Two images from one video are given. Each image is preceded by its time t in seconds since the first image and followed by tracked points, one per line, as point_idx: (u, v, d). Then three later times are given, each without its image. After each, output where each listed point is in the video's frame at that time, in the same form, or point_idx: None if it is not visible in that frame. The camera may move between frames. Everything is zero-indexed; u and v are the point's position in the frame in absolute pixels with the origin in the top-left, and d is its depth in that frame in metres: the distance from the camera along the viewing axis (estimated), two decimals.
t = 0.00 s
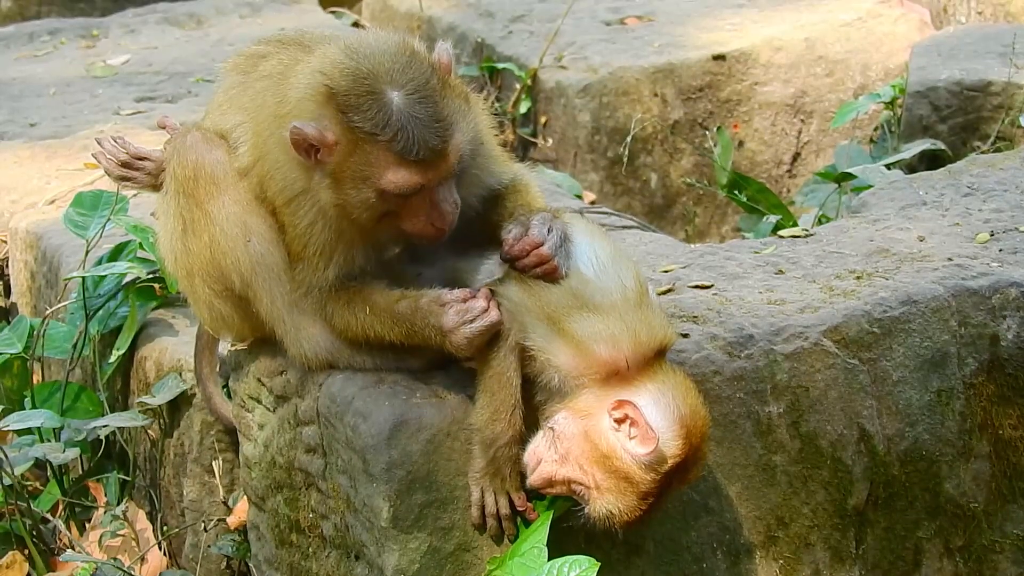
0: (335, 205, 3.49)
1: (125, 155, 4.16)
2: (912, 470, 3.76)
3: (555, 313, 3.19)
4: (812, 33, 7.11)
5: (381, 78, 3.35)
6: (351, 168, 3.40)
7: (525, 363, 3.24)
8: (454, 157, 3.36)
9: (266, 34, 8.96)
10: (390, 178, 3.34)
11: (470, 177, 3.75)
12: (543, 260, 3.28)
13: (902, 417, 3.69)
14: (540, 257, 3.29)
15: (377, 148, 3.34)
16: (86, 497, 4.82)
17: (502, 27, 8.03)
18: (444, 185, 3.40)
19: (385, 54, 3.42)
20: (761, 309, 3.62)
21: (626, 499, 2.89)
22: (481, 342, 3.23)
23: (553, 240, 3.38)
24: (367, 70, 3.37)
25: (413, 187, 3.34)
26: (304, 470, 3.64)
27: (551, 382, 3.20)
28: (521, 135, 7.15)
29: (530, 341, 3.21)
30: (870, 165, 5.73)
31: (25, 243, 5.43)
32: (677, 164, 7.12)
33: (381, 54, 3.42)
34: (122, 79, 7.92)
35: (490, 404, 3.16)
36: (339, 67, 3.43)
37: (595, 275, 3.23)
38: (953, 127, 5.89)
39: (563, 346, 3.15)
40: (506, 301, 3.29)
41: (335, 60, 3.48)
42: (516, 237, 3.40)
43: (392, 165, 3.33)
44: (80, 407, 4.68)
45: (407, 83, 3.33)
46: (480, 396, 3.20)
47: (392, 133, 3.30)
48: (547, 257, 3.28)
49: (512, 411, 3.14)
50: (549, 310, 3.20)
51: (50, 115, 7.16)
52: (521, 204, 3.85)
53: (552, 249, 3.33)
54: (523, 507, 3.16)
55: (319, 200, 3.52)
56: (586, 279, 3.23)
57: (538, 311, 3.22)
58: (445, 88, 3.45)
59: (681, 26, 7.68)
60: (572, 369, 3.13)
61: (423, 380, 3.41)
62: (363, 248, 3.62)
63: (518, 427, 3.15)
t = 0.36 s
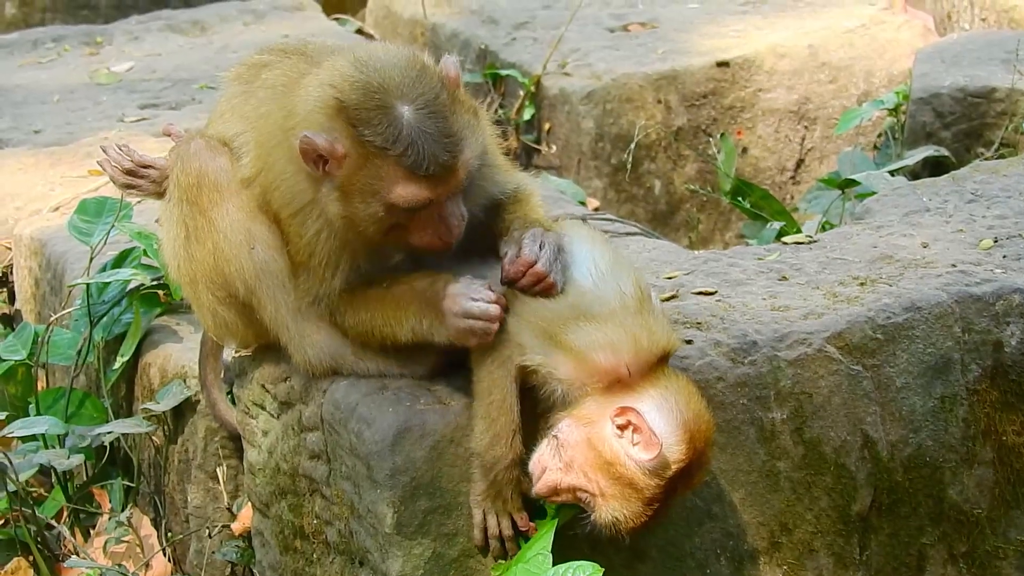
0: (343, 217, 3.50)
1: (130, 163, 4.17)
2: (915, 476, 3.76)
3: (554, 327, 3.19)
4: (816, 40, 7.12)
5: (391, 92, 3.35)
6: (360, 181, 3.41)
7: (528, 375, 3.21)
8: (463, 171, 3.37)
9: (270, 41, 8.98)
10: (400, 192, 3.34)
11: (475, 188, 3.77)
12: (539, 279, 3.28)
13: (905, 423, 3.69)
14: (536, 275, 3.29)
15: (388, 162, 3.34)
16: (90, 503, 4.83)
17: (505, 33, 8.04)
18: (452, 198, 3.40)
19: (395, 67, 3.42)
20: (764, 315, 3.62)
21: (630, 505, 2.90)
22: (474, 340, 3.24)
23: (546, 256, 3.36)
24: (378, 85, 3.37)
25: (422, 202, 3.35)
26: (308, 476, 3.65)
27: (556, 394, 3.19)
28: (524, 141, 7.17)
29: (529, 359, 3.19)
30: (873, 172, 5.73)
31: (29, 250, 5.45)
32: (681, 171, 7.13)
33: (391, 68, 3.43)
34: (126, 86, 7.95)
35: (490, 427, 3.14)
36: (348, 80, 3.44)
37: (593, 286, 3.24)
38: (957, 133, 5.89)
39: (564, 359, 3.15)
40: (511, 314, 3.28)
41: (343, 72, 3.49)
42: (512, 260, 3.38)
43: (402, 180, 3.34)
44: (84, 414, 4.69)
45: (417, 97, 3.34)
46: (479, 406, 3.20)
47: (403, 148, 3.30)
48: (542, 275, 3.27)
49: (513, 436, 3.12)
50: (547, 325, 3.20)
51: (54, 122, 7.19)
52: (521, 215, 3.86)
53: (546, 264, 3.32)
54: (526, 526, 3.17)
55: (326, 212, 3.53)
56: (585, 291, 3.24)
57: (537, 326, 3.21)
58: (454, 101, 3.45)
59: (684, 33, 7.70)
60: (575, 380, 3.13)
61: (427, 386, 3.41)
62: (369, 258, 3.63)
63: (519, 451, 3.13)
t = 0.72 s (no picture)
0: (348, 214, 3.51)
1: (138, 165, 4.18)
2: (924, 477, 3.76)
3: (562, 327, 3.19)
4: (822, 42, 7.11)
5: (401, 89, 3.37)
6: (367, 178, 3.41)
7: (536, 374, 3.22)
8: (471, 171, 3.37)
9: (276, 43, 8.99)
10: (407, 189, 3.35)
11: (483, 190, 3.77)
12: (549, 278, 3.29)
13: (914, 425, 3.69)
14: (545, 275, 3.30)
15: (396, 159, 3.35)
16: (99, 505, 4.84)
17: (511, 36, 8.05)
18: (458, 199, 3.41)
19: (406, 65, 3.44)
20: (772, 317, 3.62)
21: (639, 506, 2.89)
22: (489, 354, 3.24)
23: (555, 255, 3.37)
24: (388, 81, 3.39)
25: (428, 200, 3.35)
26: (316, 478, 3.65)
27: (564, 393, 3.18)
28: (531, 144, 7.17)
29: (537, 358, 3.20)
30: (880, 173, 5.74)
31: (37, 252, 5.46)
32: (688, 173, 7.14)
33: (402, 65, 3.44)
34: (132, 89, 7.96)
35: (499, 428, 3.15)
36: (359, 77, 3.45)
37: (602, 287, 3.25)
38: (964, 135, 5.89)
39: (572, 359, 3.15)
40: (519, 311, 3.29)
41: (354, 69, 3.51)
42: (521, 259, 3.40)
43: (408, 177, 3.34)
44: (92, 416, 4.69)
45: (426, 95, 3.35)
46: (488, 408, 3.20)
47: (411, 145, 3.31)
48: (551, 275, 3.29)
49: (521, 434, 3.13)
50: (556, 325, 3.20)
51: (60, 124, 7.20)
52: (528, 217, 3.85)
53: (555, 263, 3.34)
54: (536, 526, 3.18)
55: (334, 209, 3.53)
56: (595, 292, 3.24)
57: (545, 326, 3.21)
58: (464, 100, 3.46)
59: (691, 35, 7.69)
60: (584, 380, 3.13)
61: (435, 387, 3.41)
62: (375, 258, 3.64)
63: (527, 451, 3.14)
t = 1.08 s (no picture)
0: (370, 191, 3.50)
1: (144, 165, 4.19)
2: (932, 474, 3.75)
3: (570, 323, 3.20)
4: (831, 42, 7.12)
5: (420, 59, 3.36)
6: (391, 152, 3.41)
7: (543, 372, 3.23)
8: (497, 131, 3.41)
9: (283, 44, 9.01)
10: (442, 156, 3.35)
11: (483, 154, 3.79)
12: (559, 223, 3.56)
13: (923, 421, 3.69)
14: (557, 219, 3.57)
15: (428, 127, 3.34)
16: (107, 503, 4.84)
17: (519, 36, 8.06)
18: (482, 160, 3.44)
19: (417, 34, 3.44)
20: (781, 313, 3.62)
21: (649, 502, 2.87)
22: (494, 354, 3.22)
23: (574, 205, 3.61)
24: (406, 52, 3.38)
25: (462, 164, 3.37)
26: (325, 475, 3.65)
27: (573, 390, 3.19)
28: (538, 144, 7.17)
29: (545, 354, 3.21)
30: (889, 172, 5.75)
31: (45, 251, 5.47)
32: (697, 172, 7.16)
33: (413, 36, 3.44)
34: (140, 89, 7.99)
35: (508, 424, 3.14)
36: (370, 52, 3.45)
37: (611, 284, 3.26)
38: (972, 134, 5.89)
39: (581, 355, 3.16)
40: (526, 309, 3.29)
41: (361, 48, 3.50)
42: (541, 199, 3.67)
43: (442, 144, 3.34)
44: (100, 414, 4.71)
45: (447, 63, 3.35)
46: (496, 405, 3.20)
47: (443, 112, 3.31)
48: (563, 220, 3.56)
49: (531, 432, 3.12)
50: (564, 322, 3.21)
51: (69, 124, 7.22)
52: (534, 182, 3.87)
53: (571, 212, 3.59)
54: (544, 523, 3.18)
55: (350, 187, 3.53)
56: (604, 286, 3.26)
57: (553, 324, 3.22)
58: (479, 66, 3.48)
59: (699, 35, 7.70)
60: (592, 376, 3.14)
61: (444, 384, 3.42)
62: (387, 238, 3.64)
63: (536, 448, 3.13)
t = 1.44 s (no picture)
0: (372, 89, 3.73)
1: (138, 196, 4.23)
2: (939, 468, 3.75)
3: (569, 319, 3.18)
4: (838, 35, 7.12)
5: None
6: (401, 49, 3.67)
7: (548, 371, 3.22)
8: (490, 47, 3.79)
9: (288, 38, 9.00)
10: (456, 60, 3.68)
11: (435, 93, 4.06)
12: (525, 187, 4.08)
13: (930, 415, 3.68)
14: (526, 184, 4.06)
15: (443, 31, 3.64)
16: (113, 497, 4.85)
17: (526, 30, 8.06)
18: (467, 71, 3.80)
19: None
20: (788, 307, 3.61)
21: (656, 485, 2.87)
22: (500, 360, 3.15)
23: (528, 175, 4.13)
24: None
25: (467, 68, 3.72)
26: (332, 470, 3.65)
27: (577, 385, 3.19)
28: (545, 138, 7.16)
29: (549, 354, 3.18)
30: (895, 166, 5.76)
31: (52, 245, 5.47)
32: (703, 167, 7.15)
33: None
34: (147, 83, 7.99)
35: (512, 424, 3.11)
36: None
37: (606, 276, 3.26)
38: (979, 128, 5.88)
39: (581, 349, 3.15)
40: (525, 314, 3.22)
41: None
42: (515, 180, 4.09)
43: (457, 48, 3.67)
44: (106, 408, 4.72)
45: None
46: (498, 405, 3.15)
47: (457, 15, 3.64)
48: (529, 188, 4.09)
49: (535, 432, 3.10)
50: (562, 319, 3.18)
51: (76, 117, 7.22)
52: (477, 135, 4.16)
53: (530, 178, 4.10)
54: (551, 518, 3.16)
55: (341, 89, 3.73)
56: (597, 279, 3.24)
57: (552, 321, 3.19)
58: None
59: (707, 29, 7.69)
60: (594, 369, 3.14)
61: (450, 377, 3.42)
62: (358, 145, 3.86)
63: (542, 447, 3.11)
